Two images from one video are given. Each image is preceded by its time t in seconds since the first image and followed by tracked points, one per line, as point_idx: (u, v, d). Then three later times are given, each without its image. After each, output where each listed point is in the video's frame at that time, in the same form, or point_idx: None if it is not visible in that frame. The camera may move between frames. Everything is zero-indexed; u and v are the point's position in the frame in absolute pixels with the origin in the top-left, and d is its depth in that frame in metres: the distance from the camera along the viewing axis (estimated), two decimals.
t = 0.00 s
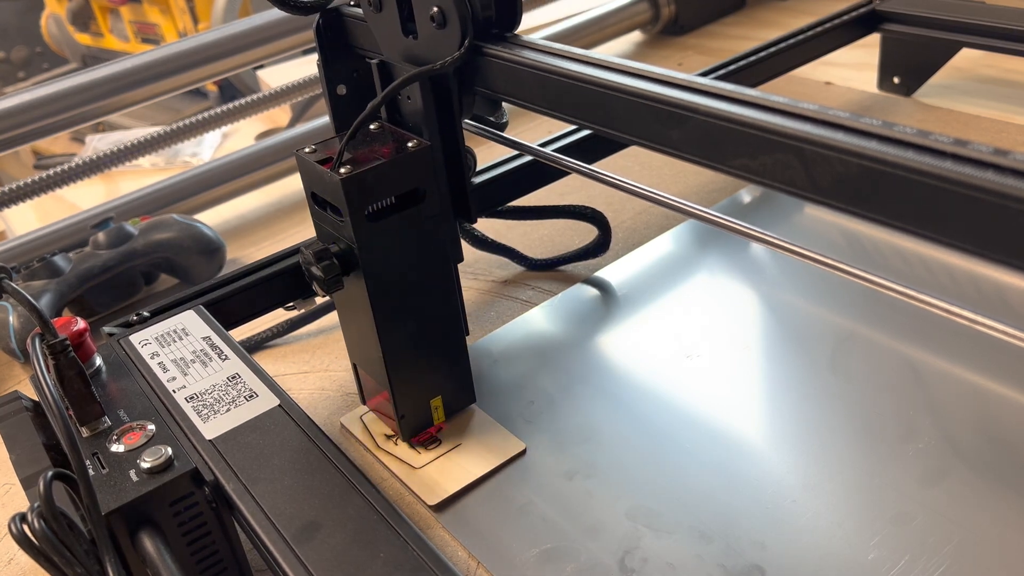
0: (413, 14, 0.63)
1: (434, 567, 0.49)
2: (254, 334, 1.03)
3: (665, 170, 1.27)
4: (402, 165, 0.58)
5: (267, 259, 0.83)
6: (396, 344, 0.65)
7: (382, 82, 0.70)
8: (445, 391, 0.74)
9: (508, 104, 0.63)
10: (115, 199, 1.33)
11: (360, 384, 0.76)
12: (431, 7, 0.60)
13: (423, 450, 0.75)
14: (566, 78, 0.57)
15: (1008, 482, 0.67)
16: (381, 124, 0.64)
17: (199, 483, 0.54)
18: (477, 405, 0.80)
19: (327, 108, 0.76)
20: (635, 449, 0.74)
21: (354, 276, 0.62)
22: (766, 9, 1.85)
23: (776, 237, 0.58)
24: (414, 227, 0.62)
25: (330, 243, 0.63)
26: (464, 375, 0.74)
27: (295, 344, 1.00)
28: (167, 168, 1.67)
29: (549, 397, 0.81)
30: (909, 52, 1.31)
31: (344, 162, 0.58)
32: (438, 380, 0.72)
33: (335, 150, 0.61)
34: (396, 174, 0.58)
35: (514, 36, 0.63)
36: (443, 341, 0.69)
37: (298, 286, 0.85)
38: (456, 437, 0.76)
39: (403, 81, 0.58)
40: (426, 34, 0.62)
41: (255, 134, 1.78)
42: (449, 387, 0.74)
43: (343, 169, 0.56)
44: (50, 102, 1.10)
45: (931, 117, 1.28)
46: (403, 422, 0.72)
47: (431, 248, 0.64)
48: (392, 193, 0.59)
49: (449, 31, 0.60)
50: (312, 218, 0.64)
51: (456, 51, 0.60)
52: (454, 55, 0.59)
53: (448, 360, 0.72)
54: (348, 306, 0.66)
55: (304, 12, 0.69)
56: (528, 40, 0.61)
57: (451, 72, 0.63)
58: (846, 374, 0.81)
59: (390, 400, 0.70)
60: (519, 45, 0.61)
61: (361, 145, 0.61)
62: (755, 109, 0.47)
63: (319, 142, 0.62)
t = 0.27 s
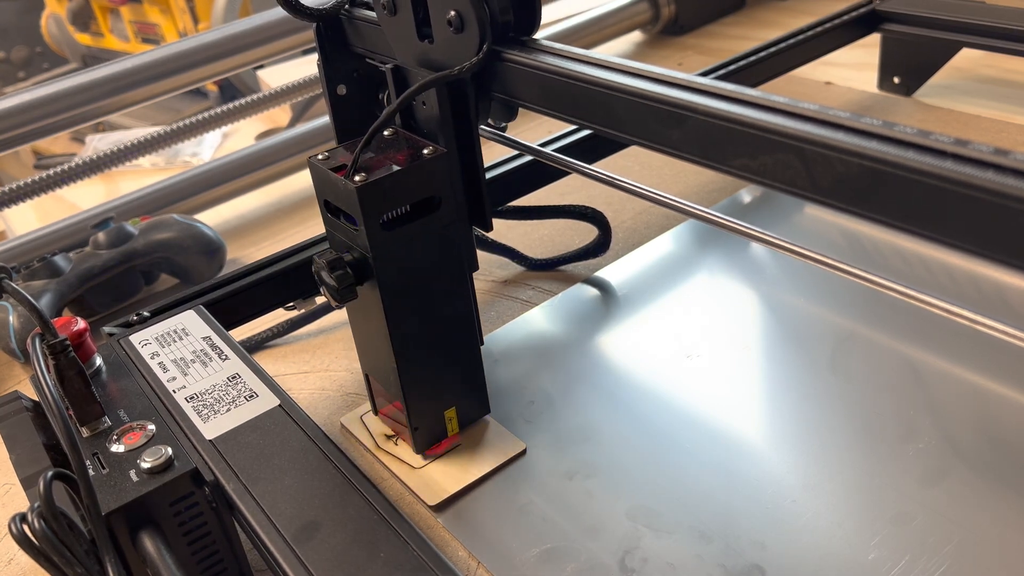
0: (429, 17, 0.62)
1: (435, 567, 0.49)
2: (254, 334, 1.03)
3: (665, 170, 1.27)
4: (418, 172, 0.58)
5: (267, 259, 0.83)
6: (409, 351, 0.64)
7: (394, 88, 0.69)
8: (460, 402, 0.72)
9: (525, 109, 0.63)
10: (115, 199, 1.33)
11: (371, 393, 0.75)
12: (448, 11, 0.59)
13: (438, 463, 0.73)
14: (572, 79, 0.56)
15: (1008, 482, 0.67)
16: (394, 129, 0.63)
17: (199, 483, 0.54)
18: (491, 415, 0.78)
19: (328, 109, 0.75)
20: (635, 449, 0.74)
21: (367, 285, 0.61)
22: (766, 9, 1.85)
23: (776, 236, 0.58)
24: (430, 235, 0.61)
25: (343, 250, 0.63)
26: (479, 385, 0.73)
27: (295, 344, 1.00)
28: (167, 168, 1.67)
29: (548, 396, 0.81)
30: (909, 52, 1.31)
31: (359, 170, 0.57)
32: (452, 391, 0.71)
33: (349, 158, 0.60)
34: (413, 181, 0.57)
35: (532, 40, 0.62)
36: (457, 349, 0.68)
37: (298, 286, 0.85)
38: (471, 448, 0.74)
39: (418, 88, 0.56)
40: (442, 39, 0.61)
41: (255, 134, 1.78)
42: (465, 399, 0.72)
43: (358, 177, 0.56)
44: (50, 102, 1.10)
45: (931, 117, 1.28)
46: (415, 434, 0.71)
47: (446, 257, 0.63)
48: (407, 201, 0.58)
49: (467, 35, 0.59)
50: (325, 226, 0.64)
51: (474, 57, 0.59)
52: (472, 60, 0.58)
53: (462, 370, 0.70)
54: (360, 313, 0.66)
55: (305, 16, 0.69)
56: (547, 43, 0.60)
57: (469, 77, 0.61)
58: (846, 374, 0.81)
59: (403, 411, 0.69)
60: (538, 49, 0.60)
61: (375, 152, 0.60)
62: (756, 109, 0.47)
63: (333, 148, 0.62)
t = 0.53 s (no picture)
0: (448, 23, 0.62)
1: (435, 567, 0.49)
2: (254, 334, 1.03)
3: (665, 170, 1.27)
4: (437, 182, 0.57)
5: (267, 258, 0.83)
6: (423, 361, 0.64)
7: (411, 93, 0.67)
8: (477, 415, 0.72)
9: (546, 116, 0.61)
10: (115, 199, 1.33)
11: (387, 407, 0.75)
12: (470, 15, 0.58)
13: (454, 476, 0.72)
14: (584, 83, 0.55)
15: (1008, 482, 0.67)
16: (411, 137, 0.63)
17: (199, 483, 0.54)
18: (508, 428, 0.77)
19: (328, 109, 0.76)
20: (635, 449, 0.74)
21: (384, 296, 0.61)
22: (766, 9, 1.85)
23: (775, 236, 0.58)
24: (449, 244, 0.61)
25: (360, 262, 0.62)
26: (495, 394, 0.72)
27: (295, 344, 1.00)
28: (167, 168, 1.67)
29: (548, 396, 0.81)
30: (909, 51, 1.31)
31: (376, 179, 0.57)
32: (468, 400, 0.70)
33: (366, 166, 0.60)
34: (432, 191, 0.57)
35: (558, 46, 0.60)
36: (474, 358, 0.68)
37: (298, 287, 0.85)
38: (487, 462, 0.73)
39: (438, 94, 0.56)
40: (463, 43, 0.60)
41: (255, 134, 1.78)
42: (481, 412, 0.72)
43: (375, 187, 0.55)
44: (50, 102, 1.10)
45: (931, 117, 1.28)
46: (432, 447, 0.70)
47: (464, 266, 0.63)
48: (426, 212, 0.58)
49: (490, 40, 0.58)
50: (340, 235, 0.64)
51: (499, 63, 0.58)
52: (495, 66, 0.57)
53: (478, 380, 0.69)
54: (374, 323, 0.66)
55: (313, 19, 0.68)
56: (571, 49, 0.58)
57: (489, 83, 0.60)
58: (846, 374, 0.81)
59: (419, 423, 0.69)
60: (562, 55, 0.58)
61: (392, 161, 0.60)
62: (756, 109, 0.47)
63: (349, 156, 0.62)
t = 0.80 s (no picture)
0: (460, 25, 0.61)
1: (435, 567, 0.49)
2: (254, 334, 1.03)
3: (665, 170, 1.27)
4: (450, 188, 0.57)
5: (267, 259, 0.83)
6: (432, 368, 0.63)
7: (422, 98, 0.66)
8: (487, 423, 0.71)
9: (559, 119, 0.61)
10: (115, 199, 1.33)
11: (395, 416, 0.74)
12: (483, 18, 0.57)
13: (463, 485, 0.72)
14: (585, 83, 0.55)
15: (1008, 482, 0.67)
16: (422, 142, 0.63)
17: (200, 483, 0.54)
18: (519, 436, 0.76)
19: (328, 109, 0.76)
20: (635, 449, 0.74)
21: (394, 303, 0.60)
22: (766, 8, 1.85)
23: (775, 236, 0.58)
24: (461, 249, 0.61)
25: (370, 268, 0.62)
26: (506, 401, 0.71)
27: (295, 344, 1.00)
28: (167, 168, 1.67)
29: (548, 396, 0.81)
30: (909, 51, 1.31)
31: (386, 185, 0.56)
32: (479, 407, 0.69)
33: (376, 172, 0.59)
34: (444, 196, 0.57)
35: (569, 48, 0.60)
36: (484, 364, 0.67)
37: (298, 287, 0.85)
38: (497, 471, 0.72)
39: (452, 99, 0.55)
40: (475, 46, 0.60)
41: (254, 134, 1.78)
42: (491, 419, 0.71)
43: (386, 194, 0.55)
44: (50, 102, 1.10)
45: (931, 117, 1.28)
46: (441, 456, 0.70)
47: (476, 271, 0.62)
48: (438, 217, 0.58)
49: (503, 43, 0.57)
50: (350, 241, 0.63)
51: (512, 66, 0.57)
52: (509, 70, 0.57)
53: (488, 387, 0.69)
54: (384, 330, 0.65)
55: (318, 21, 0.68)
56: (585, 52, 0.58)
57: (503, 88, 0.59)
58: (846, 374, 0.81)
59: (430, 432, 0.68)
60: (576, 58, 0.58)
61: (403, 167, 0.60)
62: (756, 109, 0.47)
63: (358, 160, 0.61)
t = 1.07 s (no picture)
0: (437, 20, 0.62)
1: (435, 568, 0.49)
2: (254, 334, 1.03)
3: (665, 170, 1.27)
4: (426, 177, 0.58)
5: (267, 258, 0.83)
6: (412, 355, 0.64)
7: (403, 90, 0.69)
8: (467, 408, 0.72)
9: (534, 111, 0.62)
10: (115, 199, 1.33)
11: (377, 397, 0.75)
12: (458, 13, 0.59)
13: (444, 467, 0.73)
14: (576, 80, 0.56)
15: (1009, 482, 0.67)
16: (402, 132, 0.63)
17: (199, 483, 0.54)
18: (497, 419, 0.78)
19: (328, 109, 0.75)
20: (635, 449, 0.74)
21: (374, 289, 0.61)
22: (766, 9, 1.85)
23: (776, 236, 0.58)
24: (439, 238, 0.61)
25: (350, 255, 0.62)
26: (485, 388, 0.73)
27: (295, 344, 1.00)
28: (167, 168, 1.67)
29: (549, 396, 0.81)
30: (910, 51, 1.31)
31: (366, 174, 0.57)
32: (459, 394, 0.70)
33: (356, 161, 0.60)
34: (420, 185, 0.57)
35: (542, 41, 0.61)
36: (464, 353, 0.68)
37: (298, 286, 0.85)
38: (477, 454, 0.74)
39: (429, 89, 0.57)
40: (452, 40, 0.61)
41: (254, 134, 1.78)
42: (471, 404, 0.72)
43: (365, 182, 0.55)
44: (50, 102, 1.10)
45: (931, 117, 1.28)
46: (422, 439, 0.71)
47: (455, 259, 0.63)
48: (415, 206, 0.58)
49: (477, 37, 0.59)
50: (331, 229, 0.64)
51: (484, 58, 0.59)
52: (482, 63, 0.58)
53: (468, 375, 0.70)
54: (366, 317, 0.66)
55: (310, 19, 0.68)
56: (557, 45, 0.59)
57: (478, 80, 0.61)
58: (846, 374, 0.80)
59: (411, 416, 0.69)
60: (546, 51, 0.59)
61: (382, 156, 0.60)
62: (756, 109, 0.47)
63: (338, 151, 0.62)
